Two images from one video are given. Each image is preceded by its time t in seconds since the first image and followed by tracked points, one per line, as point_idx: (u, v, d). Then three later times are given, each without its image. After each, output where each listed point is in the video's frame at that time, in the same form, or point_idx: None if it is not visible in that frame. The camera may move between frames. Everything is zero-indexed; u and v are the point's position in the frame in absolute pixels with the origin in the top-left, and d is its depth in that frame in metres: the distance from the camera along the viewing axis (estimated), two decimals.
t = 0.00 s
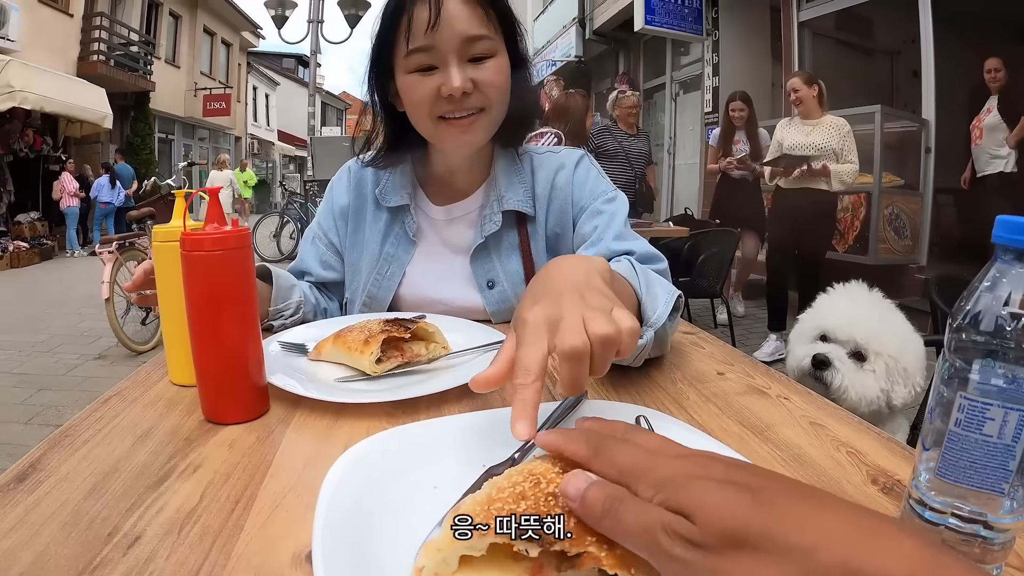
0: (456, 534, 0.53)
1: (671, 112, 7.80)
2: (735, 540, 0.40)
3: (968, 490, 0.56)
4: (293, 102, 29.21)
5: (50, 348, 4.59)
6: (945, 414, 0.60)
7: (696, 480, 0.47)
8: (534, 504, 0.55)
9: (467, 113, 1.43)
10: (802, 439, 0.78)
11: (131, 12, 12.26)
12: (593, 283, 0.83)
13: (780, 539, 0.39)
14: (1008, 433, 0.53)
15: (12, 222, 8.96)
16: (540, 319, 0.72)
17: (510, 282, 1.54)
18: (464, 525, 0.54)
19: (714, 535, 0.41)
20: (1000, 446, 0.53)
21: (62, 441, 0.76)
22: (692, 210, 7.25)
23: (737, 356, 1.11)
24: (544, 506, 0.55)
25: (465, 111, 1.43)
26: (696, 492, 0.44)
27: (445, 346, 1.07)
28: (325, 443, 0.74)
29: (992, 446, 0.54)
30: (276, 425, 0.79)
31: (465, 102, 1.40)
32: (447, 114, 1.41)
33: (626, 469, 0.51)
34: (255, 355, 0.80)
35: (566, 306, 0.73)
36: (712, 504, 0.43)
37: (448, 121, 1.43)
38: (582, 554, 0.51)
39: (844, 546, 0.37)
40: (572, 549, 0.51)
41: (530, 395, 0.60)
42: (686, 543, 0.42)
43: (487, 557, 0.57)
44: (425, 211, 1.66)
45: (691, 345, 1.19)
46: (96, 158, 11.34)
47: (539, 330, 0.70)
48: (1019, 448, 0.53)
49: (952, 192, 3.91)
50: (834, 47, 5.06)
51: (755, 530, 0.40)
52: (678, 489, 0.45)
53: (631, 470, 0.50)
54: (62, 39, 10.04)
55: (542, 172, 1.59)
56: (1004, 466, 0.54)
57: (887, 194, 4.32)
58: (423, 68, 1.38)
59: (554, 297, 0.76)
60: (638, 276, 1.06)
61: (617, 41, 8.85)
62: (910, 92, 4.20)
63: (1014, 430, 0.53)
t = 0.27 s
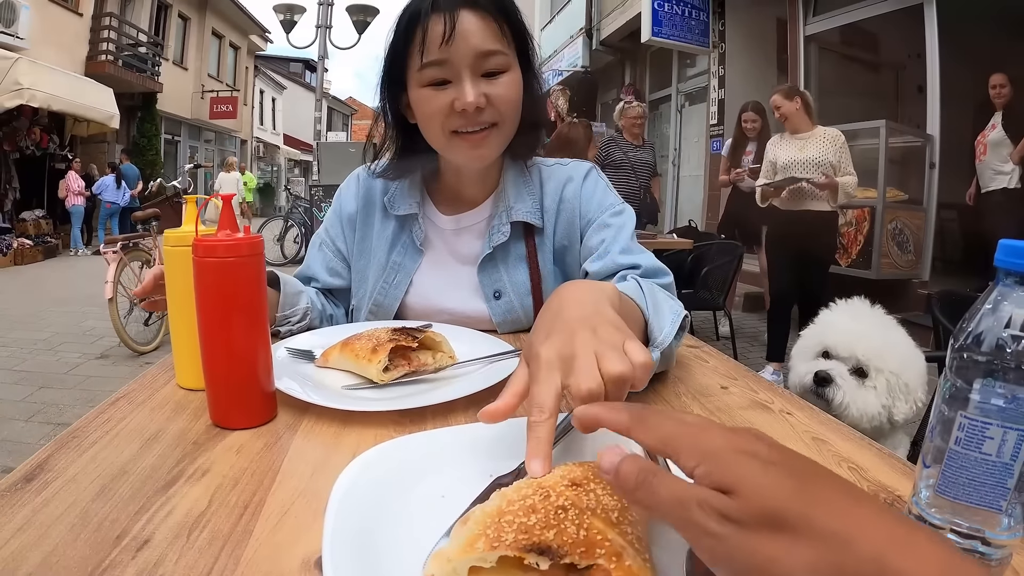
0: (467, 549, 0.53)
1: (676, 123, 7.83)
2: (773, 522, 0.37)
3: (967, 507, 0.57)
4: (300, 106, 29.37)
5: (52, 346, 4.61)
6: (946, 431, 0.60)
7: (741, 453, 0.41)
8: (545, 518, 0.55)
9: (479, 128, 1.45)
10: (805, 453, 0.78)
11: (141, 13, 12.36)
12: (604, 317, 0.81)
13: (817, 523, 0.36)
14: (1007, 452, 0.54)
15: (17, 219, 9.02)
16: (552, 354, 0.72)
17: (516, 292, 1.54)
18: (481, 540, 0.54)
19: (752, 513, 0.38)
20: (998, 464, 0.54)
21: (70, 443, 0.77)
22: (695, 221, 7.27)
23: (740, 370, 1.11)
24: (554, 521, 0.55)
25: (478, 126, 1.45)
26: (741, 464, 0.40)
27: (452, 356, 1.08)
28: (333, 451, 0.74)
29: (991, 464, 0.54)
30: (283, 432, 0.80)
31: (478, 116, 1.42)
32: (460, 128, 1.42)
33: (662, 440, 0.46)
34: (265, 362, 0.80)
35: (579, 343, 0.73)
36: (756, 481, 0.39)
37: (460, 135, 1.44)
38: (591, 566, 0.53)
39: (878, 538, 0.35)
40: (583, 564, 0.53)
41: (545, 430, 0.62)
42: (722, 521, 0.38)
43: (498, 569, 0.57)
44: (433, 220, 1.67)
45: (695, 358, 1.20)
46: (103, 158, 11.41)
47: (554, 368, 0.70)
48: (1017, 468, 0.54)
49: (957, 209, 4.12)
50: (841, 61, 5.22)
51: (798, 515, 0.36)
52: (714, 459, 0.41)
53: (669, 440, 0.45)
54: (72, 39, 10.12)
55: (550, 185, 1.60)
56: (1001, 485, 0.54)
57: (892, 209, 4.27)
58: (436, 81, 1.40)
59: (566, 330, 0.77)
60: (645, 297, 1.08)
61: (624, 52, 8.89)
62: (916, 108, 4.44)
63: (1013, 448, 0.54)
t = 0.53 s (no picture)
0: (461, 549, 0.56)
1: (672, 128, 7.87)
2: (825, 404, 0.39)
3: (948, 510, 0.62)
4: (297, 107, 29.36)
5: (47, 347, 4.61)
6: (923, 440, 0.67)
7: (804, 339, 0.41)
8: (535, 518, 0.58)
9: (476, 137, 1.47)
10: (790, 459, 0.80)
11: (139, 13, 12.35)
12: (596, 327, 0.84)
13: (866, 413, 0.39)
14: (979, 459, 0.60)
15: (13, 218, 9.01)
16: (546, 367, 0.74)
17: (512, 299, 1.57)
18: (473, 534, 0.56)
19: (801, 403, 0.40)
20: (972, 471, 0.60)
21: (74, 445, 0.79)
22: (691, 227, 7.32)
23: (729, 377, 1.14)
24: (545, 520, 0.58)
25: (474, 135, 1.46)
26: (796, 328, 0.41)
27: (449, 362, 1.10)
28: (333, 454, 0.77)
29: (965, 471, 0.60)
30: (284, 436, 0.82)
31: (475, 125, 1.44)
32: (458, 137, 1.45)
33: (715, 312, 0.46)
34: (268, 368, 0.83)
35: (571, 357, 0.74)
36: (810, 351, 0.40)
37: (458, 144, 1.47)
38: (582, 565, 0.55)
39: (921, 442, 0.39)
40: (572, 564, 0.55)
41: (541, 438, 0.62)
42: (763, 409, 0.40)
43: (492, 569, 0.59)
44: (431, 228, 1.70)
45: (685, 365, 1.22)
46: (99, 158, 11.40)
47: (547, 380, 0.72)
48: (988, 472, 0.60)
49: (951, 215, 4.13)
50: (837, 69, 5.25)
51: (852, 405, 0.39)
52: (774, 320, 0.42)
53: (725, 308, 0.46)
54: (70, 38, 10.11)
55: (546, 194, 1.63)
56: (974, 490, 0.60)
57: (886, 216, 4.35)
58: (434, 91, 1.43)
59: (560, 343, 0.78)
60: (637, 305, 1.11)
61: (621, 57, 8.92)
62: (911, 116, 4.45)
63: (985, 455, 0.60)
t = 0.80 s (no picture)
0: (463, 553, 0.56)
1: (672, 130, 7.89)
2: (739, 530, 0.39)
3: (938, 522, 0.62)
4: (297, 108, 29.37)
5: (46, 347, 4.60)
6: (915, 450, 0.68)
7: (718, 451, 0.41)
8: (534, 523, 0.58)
9: (475, 141, 1.48)
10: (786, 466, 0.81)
11: (140, 14, 12.35)
12: (599, 324, 0.86)
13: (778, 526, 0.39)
14: (970, 470, 0.60)
15: (13, 218, 9.02)
16: (549, 365, 0.77)
17: (512, 304, 1.57)
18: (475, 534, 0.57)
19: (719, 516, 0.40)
20: (964, 482, 0.60)
21: (77, 450, 0.79)
22: (691, 228, 7.32)
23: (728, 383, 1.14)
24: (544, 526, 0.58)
25: (473, 139, 1.47)
26: (726, 447, 0.39)
27: (448, 367, 1.10)
28: (334, 459, 0.77)
29: (957, 482, 0.61)
30: (285, 440, 0.83)
31: (474, 129, 1.45)
32: (457, 142, 1.46)
33: (657, 416, 0.43)
34: (268, 375, 0.83)
35: (575, 358, 0.76)
36: (739, 472, 0.38)
37: (457, 149, 1.47)
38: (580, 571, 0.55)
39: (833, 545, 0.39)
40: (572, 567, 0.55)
41: (543, 440, 0.65)
42: (688, 521, 0.41)
43: (492, 572, 0.58)
44: (431, 232, 1.71)
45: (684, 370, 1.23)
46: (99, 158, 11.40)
47: (551, 379, 0.74)
48: (980, 484, 0.60)
49: (949, 218, 4.20)
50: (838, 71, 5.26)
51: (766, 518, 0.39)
52: (706, 438, 0.39)
53: (666, 414, 0.42)
54: (70, 38, 10.12)
55: (545, 199, 1.64)
56: (965, 500, 0.61)
57: (886, 218, 4.32)
58: (434, 95, 1.44)
59: (562, 341, 0.80)
60: (638, 307, 1.12)
61: (621, 58, 8.93)
62: (912, 117, 4.51)
63: (977, 466, 0.60)
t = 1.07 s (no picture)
0: (470, 553, 0.55)
1: (674, 122, 7.84)
2: (739, 542, 0.40)
3: (949, 519, 0.61)
4: (298, 99, 29.25)
5: (47, 338, 4.59)
6: (929, 445, 0.66)
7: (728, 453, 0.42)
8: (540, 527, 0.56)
9: (479, 129, 1.45)
10: (795, 460, 0.79)
11: (139, 3, 12.27)
12: (609, 329, 0.84)
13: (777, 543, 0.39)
14: (987, 466, 0.58)
15: (13, 209, 9.00)
16: (558, 373, 0.75)
17: (515, 295, 1.56)
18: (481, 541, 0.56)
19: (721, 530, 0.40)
20: (979, 479, 0.59)
21: (74, 442, 0.78)
22: (692, 221, 7.30)
23: (734, 375, 1.13)
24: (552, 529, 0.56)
25: (477, 127, 1.45)
26: (724, 466, 0.40)
27: (451, 358, 1.10)
28: (336, 451, 0.76)
29: (972, 479, 0.59)
30: (286, 432, 0.81)
31: (478, 118, 1.43)
32: (461, 130, 1.43)
33: (648, 438, 0.44)
34: (269, 365, 0.82)
35: (584, 363, 0.75)
36: (737, 492, 0.40)
37: (461, 137, 1.45)
38: None
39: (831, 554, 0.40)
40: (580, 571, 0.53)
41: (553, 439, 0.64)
42: (692, 539, 0.41)
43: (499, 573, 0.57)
44: (434, 222, 1.69)
45: (690, 363, 1.22)
46: (100, 149, 11.37)
47: (560, 384, 0.72)
48: (995, 482, 0.59)
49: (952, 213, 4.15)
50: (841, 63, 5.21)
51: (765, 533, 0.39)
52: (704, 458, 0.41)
53: (656, 440, 0.43)
54: (70, 28, 10.07)
55: (550, 189, 1.62)
56: (981, 498, 0.59)
57: (889, 212, 4.30)
58: (437, 83, 1.42)
59: (572, 347, 0.78)
60: (644, 302, 1.11)
61: (623, 50, 8.86)
62: (915, 111, 4.49)
63: (993, 463, 0.58)
